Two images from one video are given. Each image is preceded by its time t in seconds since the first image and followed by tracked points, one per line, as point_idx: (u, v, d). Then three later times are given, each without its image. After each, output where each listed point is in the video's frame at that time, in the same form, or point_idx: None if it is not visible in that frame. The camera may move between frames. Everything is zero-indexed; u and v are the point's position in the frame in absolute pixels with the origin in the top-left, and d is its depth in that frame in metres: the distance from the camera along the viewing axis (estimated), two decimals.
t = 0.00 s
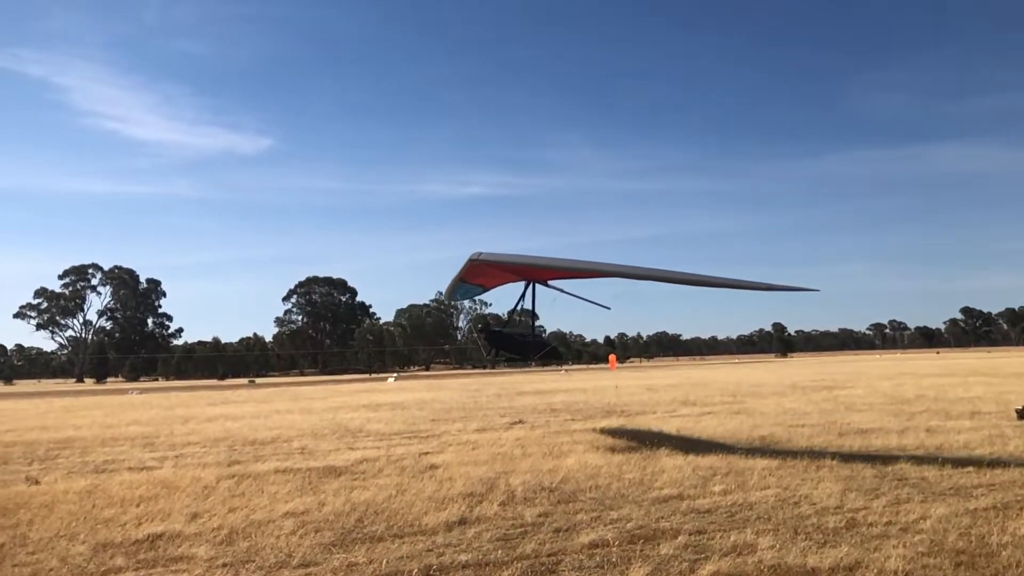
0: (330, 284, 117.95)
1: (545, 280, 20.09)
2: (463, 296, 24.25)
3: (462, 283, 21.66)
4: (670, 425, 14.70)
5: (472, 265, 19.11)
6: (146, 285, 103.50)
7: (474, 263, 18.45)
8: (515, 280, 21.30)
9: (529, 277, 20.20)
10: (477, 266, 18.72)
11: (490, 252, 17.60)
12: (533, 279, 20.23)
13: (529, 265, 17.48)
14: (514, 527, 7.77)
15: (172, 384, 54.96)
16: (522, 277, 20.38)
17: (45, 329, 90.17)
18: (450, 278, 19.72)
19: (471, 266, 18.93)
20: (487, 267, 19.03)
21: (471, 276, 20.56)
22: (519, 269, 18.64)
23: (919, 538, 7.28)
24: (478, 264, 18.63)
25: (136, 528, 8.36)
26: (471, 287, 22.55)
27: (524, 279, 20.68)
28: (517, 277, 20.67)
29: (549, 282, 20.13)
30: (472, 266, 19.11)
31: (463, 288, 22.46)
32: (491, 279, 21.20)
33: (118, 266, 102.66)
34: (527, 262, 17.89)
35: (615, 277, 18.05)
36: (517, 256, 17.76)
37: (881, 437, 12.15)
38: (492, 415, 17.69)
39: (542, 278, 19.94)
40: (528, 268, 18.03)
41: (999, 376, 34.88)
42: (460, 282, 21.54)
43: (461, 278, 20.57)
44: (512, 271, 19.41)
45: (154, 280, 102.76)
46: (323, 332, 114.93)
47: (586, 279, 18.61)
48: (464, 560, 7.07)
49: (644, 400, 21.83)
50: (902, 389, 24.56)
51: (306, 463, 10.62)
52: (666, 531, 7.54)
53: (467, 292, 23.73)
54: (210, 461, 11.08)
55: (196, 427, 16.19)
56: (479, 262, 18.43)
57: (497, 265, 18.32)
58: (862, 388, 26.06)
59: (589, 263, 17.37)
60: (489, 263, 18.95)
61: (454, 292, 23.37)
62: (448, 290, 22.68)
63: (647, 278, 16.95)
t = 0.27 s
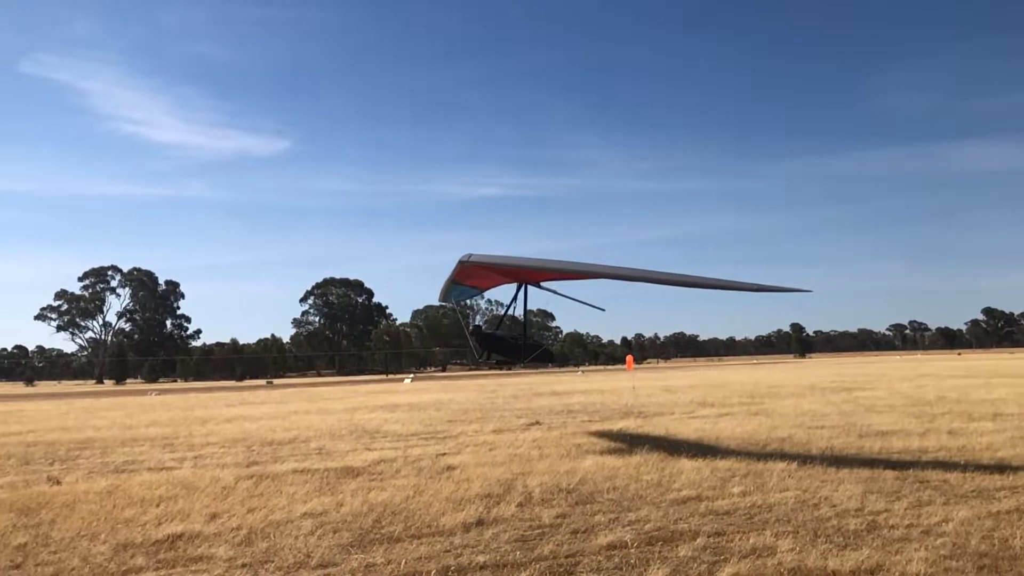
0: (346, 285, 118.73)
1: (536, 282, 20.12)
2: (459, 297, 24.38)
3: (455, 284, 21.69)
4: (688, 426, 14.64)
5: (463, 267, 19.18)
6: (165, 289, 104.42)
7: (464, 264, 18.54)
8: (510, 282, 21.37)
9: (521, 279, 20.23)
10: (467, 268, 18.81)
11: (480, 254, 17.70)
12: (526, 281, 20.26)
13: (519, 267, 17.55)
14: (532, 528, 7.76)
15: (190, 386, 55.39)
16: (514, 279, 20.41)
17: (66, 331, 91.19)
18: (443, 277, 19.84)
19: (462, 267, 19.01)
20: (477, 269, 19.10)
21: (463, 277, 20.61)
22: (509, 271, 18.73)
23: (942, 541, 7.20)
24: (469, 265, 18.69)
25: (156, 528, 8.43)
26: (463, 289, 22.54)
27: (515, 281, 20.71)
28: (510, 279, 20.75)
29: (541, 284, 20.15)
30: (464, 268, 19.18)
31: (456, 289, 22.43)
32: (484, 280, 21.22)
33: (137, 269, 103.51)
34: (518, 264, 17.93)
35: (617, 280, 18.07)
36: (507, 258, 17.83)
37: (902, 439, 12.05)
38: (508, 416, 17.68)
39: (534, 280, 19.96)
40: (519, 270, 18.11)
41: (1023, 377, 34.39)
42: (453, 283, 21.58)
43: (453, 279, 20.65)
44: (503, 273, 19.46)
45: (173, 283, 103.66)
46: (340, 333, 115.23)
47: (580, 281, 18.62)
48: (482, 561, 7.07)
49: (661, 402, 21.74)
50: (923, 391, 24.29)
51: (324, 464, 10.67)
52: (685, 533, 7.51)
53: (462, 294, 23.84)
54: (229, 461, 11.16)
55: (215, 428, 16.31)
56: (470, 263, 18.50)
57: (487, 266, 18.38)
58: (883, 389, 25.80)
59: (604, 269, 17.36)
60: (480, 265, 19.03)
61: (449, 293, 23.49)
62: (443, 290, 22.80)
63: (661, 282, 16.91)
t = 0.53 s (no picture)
0: (363, 286, 119.25)
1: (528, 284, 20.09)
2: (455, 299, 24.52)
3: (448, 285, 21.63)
4: (707, 427, 14.59)
5: (454, 268, 19.20)
6: (184, 289, 105.29)
7: (454, 266, 18.76)
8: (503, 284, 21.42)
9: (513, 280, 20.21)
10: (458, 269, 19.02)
11: (469, 255, 17.92)
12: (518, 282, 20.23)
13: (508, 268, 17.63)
14: (550, 529, 7.77)
15: (209, 386, 55.79)
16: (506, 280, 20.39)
17: (86, 331, 92.15)
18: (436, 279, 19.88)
19: (452, 268, 19.03)
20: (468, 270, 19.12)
21: (455, 279, 20.59)
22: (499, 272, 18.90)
23: (965, 544, 7.13)
24: (459, 267, 18.72)
25: (176, 527, 8.51)
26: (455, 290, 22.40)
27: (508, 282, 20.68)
28: (504, 282, 20.89)
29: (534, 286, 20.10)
30: (454, 269, 19.20)
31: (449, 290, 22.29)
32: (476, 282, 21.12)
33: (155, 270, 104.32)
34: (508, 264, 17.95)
35: (624, 283, 18.09)
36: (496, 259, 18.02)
37: (924, 441, 11.95)
38: (525, 416, 17.69)
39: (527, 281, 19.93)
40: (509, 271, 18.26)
41: None
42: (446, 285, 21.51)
43: (446, 280, 20.65)
44: (495, 274, 19.45)
45: (192, 284, 104.59)
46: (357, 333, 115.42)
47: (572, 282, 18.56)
48: (500, 561, 7.07)
49: (679, 402, 21.65)
50: (945, 392, 24.03)
51: (341, 464, 10.73)
52: (704, 534, 7.48)
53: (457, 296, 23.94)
54: (248, 461, 11.24)
55: (233, 428, 16.43)
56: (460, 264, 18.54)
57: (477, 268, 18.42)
58: (903, 390, 25.54)
59: (619, 275, 17.34)
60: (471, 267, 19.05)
61: (443, 294, 23.61)
62: (436, 291, 22.95)
63: (675, 285, 16.89)
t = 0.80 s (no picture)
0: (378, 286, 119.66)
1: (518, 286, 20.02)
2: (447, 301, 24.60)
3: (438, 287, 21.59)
4: (723, 429, 14.53)
5: (442, 270, 19.18)
6: (201, 290, 106.04)
7: (443, 268, 18.77)
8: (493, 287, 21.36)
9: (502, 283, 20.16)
10: (447, 271, 19.05)
11: (456, 257, 17.95)
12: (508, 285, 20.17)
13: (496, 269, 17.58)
14: (566, 530, 7.76)
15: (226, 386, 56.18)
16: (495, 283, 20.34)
17: (104, 331, 93.05)
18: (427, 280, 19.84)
19: (441, 270, 19.00)
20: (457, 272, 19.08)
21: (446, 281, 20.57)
22: (488, 275, 18.92)
23: (986, 548, 7.05)
24: (447, 268, 18.70)
25: (194, 527, 8.57)
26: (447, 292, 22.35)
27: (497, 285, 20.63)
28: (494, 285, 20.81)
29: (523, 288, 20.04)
30: (443, 271, 19.18)
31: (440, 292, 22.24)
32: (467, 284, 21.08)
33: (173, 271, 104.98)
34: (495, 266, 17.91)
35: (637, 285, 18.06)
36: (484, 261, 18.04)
37: (944, 444, 11.85)
38: (540, 417, 17.69)
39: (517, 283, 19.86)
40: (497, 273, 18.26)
41: None
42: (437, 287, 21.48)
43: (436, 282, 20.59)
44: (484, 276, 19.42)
45: (209, 284, 105.41)
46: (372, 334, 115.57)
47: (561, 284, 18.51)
48: (516, 563, 7.06)
49: (695, 403, 21.56)
50: (966, 394, 23.80)
51: (357, 464, 10.77)
52: (721, 537, 7.45)
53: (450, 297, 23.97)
54: (265, 462, 11.31)
55: (250, 428, 16.54)
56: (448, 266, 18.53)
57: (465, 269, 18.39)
58: (923, 392, 25.31)
59: (632, 278, 17.32)
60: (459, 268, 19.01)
61: (436, 297, 23.52)
62: (428, 294, 22.87)
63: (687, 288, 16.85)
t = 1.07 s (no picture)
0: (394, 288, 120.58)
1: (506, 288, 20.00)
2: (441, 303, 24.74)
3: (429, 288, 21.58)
4: (739, 430, 14.48)
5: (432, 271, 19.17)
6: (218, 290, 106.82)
7: (432, 270, 18.77)
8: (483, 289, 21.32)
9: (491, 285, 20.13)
10: (435, 272, 19.07)
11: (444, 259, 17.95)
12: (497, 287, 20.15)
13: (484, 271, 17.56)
14: (582, 531, 7.76)
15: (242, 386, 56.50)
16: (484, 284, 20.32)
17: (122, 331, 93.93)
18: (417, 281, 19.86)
19: (430, 271, 19.01)
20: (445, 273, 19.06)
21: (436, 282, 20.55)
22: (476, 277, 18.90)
23: (1007, 551, 6.98)
24: (436, 271, 18.69)
25: (212, 526, 8.63)
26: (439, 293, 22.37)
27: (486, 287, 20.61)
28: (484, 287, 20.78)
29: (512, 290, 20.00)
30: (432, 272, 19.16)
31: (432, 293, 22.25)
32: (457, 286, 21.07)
33: (191, 271, 105.65)
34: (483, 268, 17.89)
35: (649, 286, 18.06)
36: (472, 262, 18.05)
37: (963, 446, 11.76)
38: (555, 418, 17.71)
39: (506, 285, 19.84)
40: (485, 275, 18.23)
41: None
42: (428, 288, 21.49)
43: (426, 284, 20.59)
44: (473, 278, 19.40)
45: (226, 286, 106.22)
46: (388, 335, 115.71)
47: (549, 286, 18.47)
48: (532, 564, 7.06)
49: (712, 404, 21.48)
50: (987, 396, 23.55)
51: (373, 464, 10.82)
52: (738, 538, 7.42)
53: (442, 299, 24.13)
54: (281, 462, 11.38)
55: (266, 428, 16.65)
56: (436, 268, 18.54)
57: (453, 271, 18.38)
58: (943, 394, 25.06)
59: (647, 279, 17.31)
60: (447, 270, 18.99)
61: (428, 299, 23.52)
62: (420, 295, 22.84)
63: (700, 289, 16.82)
